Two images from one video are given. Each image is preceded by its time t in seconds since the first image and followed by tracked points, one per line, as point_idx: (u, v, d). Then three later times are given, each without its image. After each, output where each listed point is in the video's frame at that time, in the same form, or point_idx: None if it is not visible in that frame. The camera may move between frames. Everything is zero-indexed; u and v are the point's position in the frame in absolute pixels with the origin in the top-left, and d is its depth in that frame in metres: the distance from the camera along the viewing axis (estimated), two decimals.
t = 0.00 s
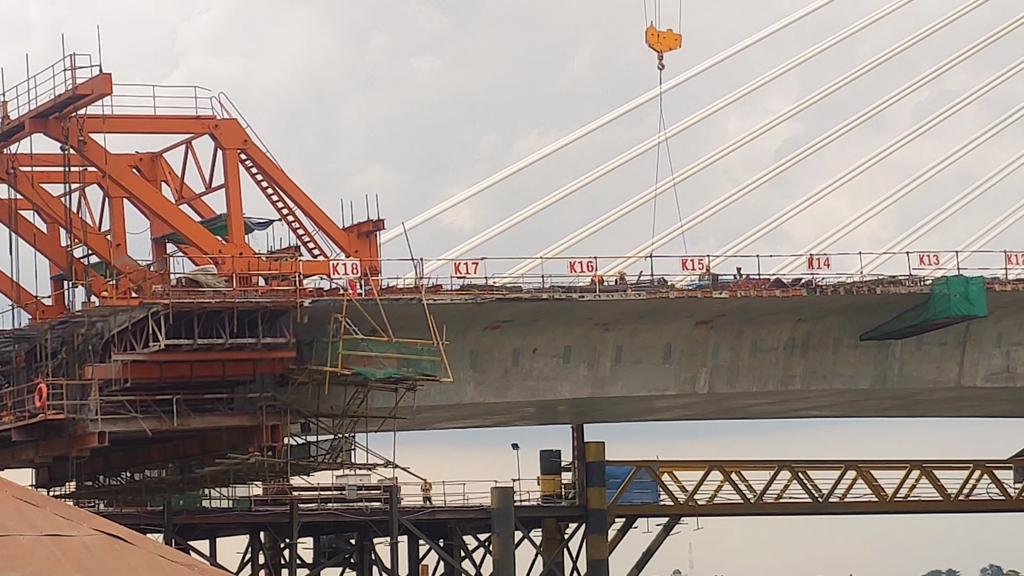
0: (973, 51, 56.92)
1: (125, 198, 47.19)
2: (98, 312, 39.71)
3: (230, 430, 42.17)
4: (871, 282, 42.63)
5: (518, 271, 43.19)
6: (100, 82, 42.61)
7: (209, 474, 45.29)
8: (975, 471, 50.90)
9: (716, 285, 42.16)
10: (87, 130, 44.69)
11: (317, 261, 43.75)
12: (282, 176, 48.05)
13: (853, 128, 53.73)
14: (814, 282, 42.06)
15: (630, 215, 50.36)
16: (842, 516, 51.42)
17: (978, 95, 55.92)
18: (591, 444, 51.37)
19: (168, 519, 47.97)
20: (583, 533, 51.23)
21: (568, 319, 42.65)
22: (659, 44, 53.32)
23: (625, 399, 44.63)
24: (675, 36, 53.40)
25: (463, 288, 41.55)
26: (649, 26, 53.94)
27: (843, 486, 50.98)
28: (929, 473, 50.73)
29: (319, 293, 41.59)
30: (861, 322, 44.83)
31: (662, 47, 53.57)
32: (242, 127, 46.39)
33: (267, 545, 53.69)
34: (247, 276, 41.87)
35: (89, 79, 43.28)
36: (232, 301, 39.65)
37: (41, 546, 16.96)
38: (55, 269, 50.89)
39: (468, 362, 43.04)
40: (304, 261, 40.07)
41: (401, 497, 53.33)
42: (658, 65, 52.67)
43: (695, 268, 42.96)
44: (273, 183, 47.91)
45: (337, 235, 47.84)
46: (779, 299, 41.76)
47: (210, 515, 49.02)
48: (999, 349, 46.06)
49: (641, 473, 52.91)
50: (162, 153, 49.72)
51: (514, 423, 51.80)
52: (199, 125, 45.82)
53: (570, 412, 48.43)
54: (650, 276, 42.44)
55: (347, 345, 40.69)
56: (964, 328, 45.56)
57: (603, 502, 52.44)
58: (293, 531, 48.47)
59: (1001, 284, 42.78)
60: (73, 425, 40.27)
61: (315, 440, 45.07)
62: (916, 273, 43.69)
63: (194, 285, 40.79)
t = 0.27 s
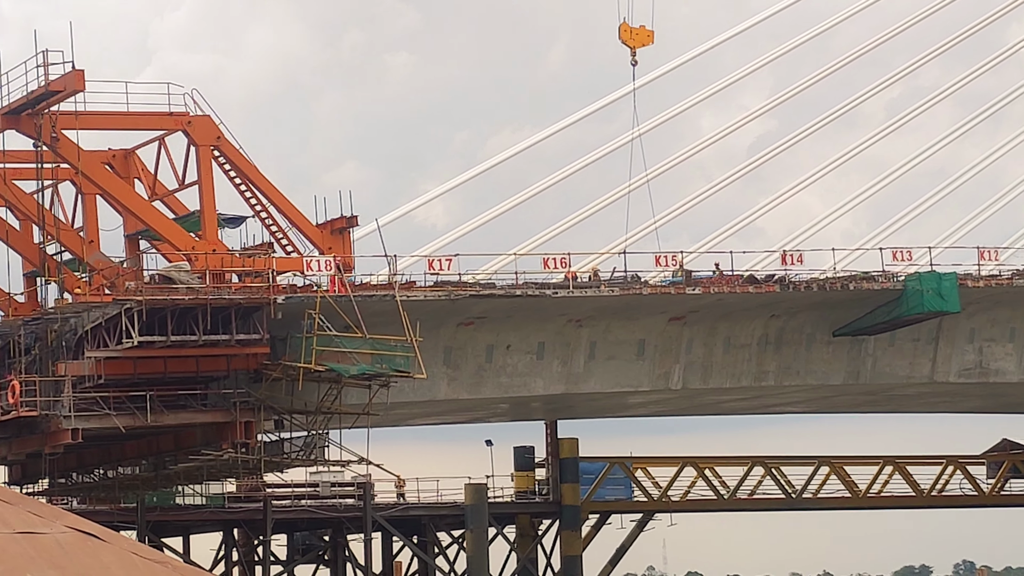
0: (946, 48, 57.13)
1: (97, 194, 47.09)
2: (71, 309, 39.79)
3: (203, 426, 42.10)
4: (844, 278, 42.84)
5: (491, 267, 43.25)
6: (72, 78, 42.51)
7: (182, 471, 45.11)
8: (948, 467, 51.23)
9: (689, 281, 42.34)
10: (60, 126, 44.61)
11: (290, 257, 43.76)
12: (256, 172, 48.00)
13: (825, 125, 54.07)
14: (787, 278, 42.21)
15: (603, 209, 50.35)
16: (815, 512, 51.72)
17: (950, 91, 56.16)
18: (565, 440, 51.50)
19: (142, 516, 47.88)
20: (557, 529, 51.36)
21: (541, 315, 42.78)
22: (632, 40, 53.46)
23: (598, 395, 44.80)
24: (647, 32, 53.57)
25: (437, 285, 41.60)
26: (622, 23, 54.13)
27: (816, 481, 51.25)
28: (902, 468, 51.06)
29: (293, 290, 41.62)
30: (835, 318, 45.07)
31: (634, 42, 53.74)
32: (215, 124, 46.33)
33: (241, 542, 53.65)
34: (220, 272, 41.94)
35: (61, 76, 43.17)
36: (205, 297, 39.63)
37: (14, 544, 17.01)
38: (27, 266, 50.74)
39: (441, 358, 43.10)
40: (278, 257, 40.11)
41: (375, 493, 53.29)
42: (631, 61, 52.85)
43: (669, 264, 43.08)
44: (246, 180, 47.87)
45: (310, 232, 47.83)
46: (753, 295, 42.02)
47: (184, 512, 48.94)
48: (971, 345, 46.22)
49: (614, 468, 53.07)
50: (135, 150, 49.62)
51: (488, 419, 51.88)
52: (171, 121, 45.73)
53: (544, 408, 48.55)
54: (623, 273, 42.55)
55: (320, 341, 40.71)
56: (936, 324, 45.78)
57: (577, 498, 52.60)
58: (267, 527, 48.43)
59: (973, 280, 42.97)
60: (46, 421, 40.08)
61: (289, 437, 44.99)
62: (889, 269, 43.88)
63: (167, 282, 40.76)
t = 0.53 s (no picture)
0: (928, 48, 57.36)
1: (79, 194, 47.02)
2: (53, 310, 39.69)
3: (186, 426, 42.06)
4: (826, 277, 43.00)
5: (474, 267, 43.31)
6: (54, 78, 42.46)
7: (164, 471, 45.09)
8: (930, 466, 51.45)
9: (671, 280, 42.46)
10: (41, 127, 44.55)
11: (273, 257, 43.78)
12: (238, 172, 47.98)
13: (807, 124, 54.23)
14: (770, 278, 42.38)
15: (585, 208, 50.31)
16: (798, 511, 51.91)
17: (932, 91, 56.39)
18: (548, 440, 51.59)
19: (124, 516, 47.81)
20: (540, 529, 51.44)
21: (524, 315, 42.87)
22: (615, 39, 53.58)
23: (582, 395, 44.90)
24: (630, 31, 53.67)
25: (420, 285, 41.66)
26: (604, 22, 54.20)
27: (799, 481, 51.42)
28: (884, 468, 51.28)
29: (276, 290, 41.65)
30: (817, 318, 45.24)
31: (617, 42, 53.84)
32: (197, 124, 46.29)
33: (223, 542, 53.62)
34: (203, 273, 41.90)
35: (43, 75, 43.10)
36: (188, 297, 39.63)
37: None
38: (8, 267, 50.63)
39: (424, 358, 43.16)
40: (260, 257, 40.14)
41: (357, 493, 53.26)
42: (613, 60, 52.93)
43: (651, 264, 43.17)
44: (229, 180, 47.85)
45: (293, 232, 47.83)
46: (735, 295, 42.19)
47: (166, 513, 48.87)
48: (953, 344, 46.36)
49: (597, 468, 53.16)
50: (117, 150, 49.54)
51: (471, 419, 51.93)
52: (154, 121, 45.66)
53: (527, 408, 48.64)
54: (606, 272, 42.67)
55: (303, 341, 40.74)
56: (918, 324, 45.96)
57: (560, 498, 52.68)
58: (250, 528, 48.39)
59: (955, 280, 43.15)
60: (29, 422, 39.90)
61: (271, 437, 44.88)
62: (871, 268, 44.02)
63: (150, 282, 40.79)
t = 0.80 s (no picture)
0: (915, 50, 57.50)
1: (67, 196, 46.94)
2: (40, 312, 39.55)
3: (173, 429, 42.06)
4: (814, 279, 43.12)
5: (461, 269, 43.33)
6: (41, 80, 42.39)
7: (152, 474, 45.15)
8: (918, 467, 51.61)
9: (659, 282, 42.54)
10: (29, 129, 44.49)
11: (261, 260, 43.78)
12: (225, 174, 47.94)
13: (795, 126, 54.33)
14: (757, 280, 42.49)
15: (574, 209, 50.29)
16: (785, 512, 52.03)
17: (919, 92, 56.53)
18: (536, 442, 51.66)
19: (112, 519, 47.75)
20: (528, 531, 51.48)
21: (511, 317, 42.92)
22: (602, 41, 53.67)
23: (569, 396, 44.96)
24: (617, 33, 53.77)
25: (407, 287, 41.67)
26: (592, 24, 54.29)
27: (786, 482, 51.53)
28: (872, 469, 51.42)
29: (264, 292, 41.64)
30: (805, 319, 45.35)
31: (605, 44, 53.94)
32: (185, 126, 46.24)
33: (211, 544, 53.57)
34: (191, 275, 41.85)
35: (30, 77, 43.02)
36: (175, 300, 39.59)
37: None
38: None
39: (412, 360, 43.19)
40: (248, 259, 40.13)
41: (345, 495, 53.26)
42: (601, 62, 53.01)
43: (639, 266, 43.24)
44: (216, 182, 47.81)
45: (280, 234, 47.79)
46: (723, 297, 42.26)
47: (154, 515, 48.78)
48: (941, 345, 46.48)
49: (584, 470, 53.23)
50: (104, 152, 49.47)
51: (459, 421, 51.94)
52: (141, 123, 45.61)
53: (515, 410, 48.69)
54: (593, 274, 42.74)
55: (291, 344, 40.76)
56: (905, 325, 46.08)
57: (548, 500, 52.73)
58: (238, 530, 48.35)
59: (942, 281, 43.28)
60: (16, 424, 39.98)
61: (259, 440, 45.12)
62: (858, 270, 44.13)
63: (137, 284, 40.81)
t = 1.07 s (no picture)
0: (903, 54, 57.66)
1: (55, 200, 46.96)
2: (29, 316, 39.56)
3: (162, 433, 42.10)
4: (802, 282, 43.24)
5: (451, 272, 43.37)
6: (30, 84, 42.41)
7: (141, 477, 45.12)
8: (906, 470, 51.77)
9: (648, 286, 42.62)
10: (17, 132, 44.60)
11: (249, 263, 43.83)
12: (214, 178, 47.95)
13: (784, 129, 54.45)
14: (746, 283, 42.60)
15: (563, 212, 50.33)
16: (774, 515, 52.15)
17: (907, 96, 56.70)
18: (525, 445, 51.73)
19: (101, 523, 47.73)
20: (517, 534, 51.53)
21: (500, 320, 42.99)
22: (591, 44, 53.78)
23: (558, 400, 45.04)
24: (606, 37, 53.85)
25: (396, 290, 41.69)
26: (581, 28, 54.36)
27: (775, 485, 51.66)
28: (861, 472, 51.57)
29: (252, 296, 41.65)
30: (793, 323, 45.47)
31: (594, 47, 54.02)
32: (173, 129, 46.24)
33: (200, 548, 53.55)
34: (179, 279, 41.84)
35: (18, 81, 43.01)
36: (164, 303, 39.58)
37: None
38: None
39: (401, 364, 43.23)
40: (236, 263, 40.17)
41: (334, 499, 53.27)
42: (590, 66, 53.07)
43: (628, 269, 43.30)
44: (204, 185, 47.81)
45: (269, 238, 47.80)
46: (712, 300, 42.26)
47: (143, 518, 48.74)
48: (929, 348, 46.60)
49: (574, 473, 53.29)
50: (93, 156, 49.48)
51: (448, 424, 51.97)
52: (130, 127, 45.59)
53: (503, 414, 48.76)
54: (582, 278, 42.81)
55: (279, 347, 40.74)
56: (894, 328, 46.20)
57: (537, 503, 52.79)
58: (227, 534, 48.33)
59: (931, 284, 43.41)
60: (4, 429, 40.09)
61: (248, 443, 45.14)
62: (847, 273, 44.23)
63: (126, 288, 40.79)
